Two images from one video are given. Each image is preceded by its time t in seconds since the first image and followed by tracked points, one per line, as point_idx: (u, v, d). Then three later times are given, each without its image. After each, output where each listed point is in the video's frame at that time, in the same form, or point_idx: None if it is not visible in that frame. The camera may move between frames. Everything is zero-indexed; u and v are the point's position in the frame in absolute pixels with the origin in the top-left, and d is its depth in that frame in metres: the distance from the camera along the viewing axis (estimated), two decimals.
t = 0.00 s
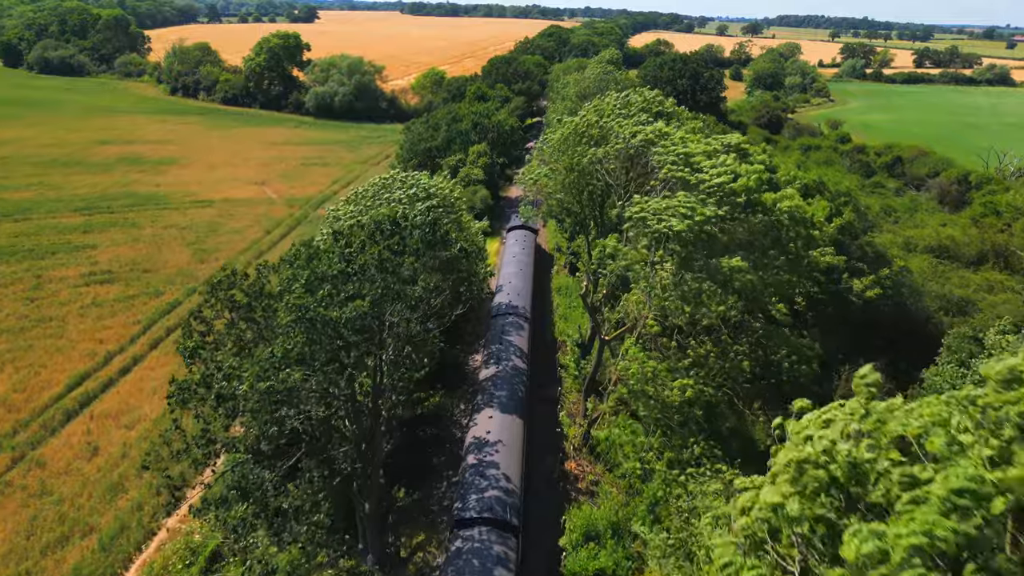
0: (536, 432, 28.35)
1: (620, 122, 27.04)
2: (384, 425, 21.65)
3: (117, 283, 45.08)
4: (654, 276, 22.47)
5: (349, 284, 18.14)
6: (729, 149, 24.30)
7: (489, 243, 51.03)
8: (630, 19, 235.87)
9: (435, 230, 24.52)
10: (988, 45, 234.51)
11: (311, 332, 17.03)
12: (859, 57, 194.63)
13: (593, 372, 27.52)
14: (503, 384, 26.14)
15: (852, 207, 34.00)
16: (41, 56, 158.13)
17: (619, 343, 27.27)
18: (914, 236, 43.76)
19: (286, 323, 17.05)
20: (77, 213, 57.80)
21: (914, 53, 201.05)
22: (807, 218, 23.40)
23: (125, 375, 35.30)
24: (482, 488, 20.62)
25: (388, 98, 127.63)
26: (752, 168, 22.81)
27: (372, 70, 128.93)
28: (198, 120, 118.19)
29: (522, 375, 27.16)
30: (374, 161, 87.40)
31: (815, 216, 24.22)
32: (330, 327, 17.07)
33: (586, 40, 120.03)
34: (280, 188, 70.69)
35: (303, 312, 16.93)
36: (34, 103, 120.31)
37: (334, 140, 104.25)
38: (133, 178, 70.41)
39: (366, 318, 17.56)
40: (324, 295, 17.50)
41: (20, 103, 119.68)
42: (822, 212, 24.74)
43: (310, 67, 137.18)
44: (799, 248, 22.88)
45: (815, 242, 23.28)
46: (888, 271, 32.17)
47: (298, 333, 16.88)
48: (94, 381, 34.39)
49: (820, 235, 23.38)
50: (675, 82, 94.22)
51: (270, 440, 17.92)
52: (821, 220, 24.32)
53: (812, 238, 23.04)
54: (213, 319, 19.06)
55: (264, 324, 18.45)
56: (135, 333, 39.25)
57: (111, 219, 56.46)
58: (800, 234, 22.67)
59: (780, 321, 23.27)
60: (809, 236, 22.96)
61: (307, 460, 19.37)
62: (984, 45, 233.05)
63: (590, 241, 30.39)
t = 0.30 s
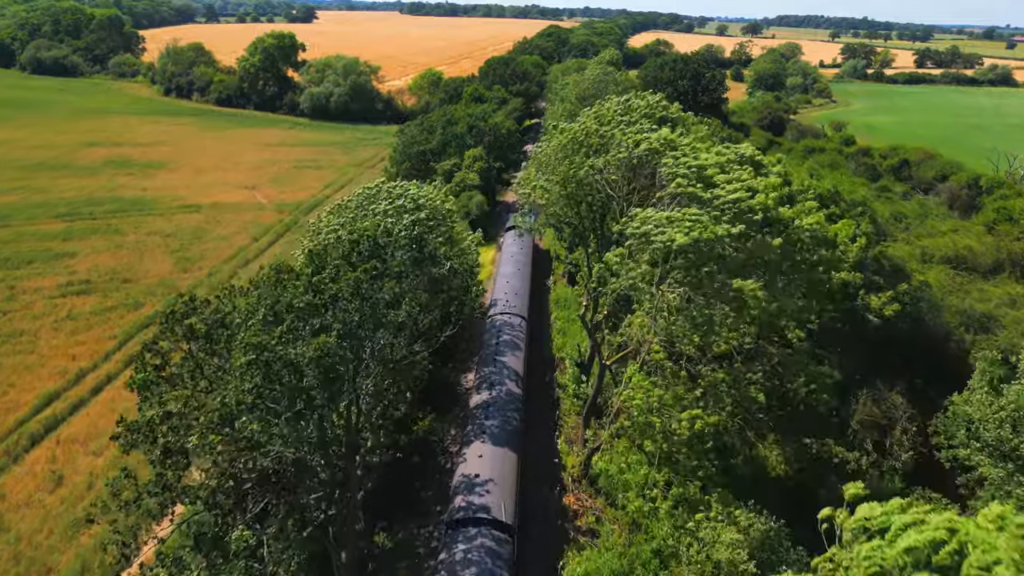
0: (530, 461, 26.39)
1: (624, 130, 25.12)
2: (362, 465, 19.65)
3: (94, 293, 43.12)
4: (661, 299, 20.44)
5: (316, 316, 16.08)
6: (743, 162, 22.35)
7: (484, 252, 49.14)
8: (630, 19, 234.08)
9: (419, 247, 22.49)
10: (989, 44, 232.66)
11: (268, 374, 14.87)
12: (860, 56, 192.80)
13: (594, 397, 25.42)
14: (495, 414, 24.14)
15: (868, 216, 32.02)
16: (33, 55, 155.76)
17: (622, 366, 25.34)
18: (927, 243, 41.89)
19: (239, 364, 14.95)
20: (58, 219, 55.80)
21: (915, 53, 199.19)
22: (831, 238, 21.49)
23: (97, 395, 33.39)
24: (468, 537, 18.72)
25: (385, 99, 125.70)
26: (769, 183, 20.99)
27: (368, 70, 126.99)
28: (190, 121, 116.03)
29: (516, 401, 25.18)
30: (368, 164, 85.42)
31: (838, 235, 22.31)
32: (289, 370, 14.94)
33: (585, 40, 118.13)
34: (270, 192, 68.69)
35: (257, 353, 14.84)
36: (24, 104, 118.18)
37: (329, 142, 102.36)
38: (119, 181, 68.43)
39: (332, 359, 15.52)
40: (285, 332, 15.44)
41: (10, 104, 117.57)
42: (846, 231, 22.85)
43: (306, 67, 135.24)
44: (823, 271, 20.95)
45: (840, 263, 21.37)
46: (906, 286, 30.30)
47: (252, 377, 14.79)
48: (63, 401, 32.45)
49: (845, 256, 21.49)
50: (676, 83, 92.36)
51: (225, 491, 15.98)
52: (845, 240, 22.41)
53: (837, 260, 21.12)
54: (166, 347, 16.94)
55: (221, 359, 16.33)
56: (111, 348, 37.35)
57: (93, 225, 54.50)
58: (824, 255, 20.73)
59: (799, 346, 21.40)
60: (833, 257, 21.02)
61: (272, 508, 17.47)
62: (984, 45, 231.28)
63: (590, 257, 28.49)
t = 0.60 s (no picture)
0: (524, 494, 24.52)
1: (630, 136, 23.25)
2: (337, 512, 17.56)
3: (71, 304, 41.24)
4: (669, 324, 18.57)
5: (274, 355, 14.12)
6: (759, 174, 20.59)
7: (480, 260, 47.34)
8: (630, 19, 232.07)
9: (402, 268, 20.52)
10: (991, 44, 230.72)
11: (216, 426, 12.87)
12: (862, 56, 191.04)
13: (593, 425, 23.47)
14: (487, 445, 22.23)
15: (886, 226, 30.06)
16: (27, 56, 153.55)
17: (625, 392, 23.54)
18: (944, 253, 39.85)
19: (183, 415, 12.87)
20: (39, 224, 53.91)
21: (917, 53, 197.22)
22: (857, 258, 19.58)
23: (67, 416, 31.47)
24: None
25: (382, 100, 123.83)
26: (789, 198, 19.20)
27: (365, 70, 125.05)
28: (184, 122, 114.10)
29: (510, 430, 23.30)
30: (363, 167, 83.52)
31: (865, 255, 20.36)
32: (242, 420, 12.94)
33: (585, 39, 116.27)
34: (261, 196, 66.81)
35: (204, 403, 12.74)
36: (15, 105, 116.13)
37: (324, 143, 100.55)
38: (106, 185, 66.57)
39: (293, 406, 13.57)
40: (238, 375, 13.37)
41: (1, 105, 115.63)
42: (875, 251, 20.88)
43: (302, 67, 133.36)
44: (849, 295, 19.05)
45: (868, 287, 19.48)
46: (928, 303, 28.38)
47: (198, 430, 12.75)
48: (29, 423, 30.56)
49: (875, 279, 19.56)
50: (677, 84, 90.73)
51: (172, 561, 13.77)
52: (873, 260, 20.47)
53: (865, 283, 19.20)
54: (104, 393, 14.75)
55: (169, 408, 14.26)
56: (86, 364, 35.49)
57: (75, 231, 52.69)
58: (849, 276, 18.83)
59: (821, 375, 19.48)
60: (859, 279, 19.13)
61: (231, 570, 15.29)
62: (987, 45, 229.38)
63: (591, 272, 26.59)
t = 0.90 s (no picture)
0: (522, 527, 22.79)
1: (637, 142, 21.39)
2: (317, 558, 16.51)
3: (49, 316, 39.39)
4: (680, 353, 16.93)
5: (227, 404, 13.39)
6: (780, 183, 18.71)
7: (476, 268, 45.51)
8: (631, 19, 230.06)
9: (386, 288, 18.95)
10: (996, 44, 228.56)
11: (166, 485, 12.19)
12: (865, 55, 188.88)
13: (595, 456, 21.53)
14: (481, 477, 20.58)
15: (909, 237, 28.19)
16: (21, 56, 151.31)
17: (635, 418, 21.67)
18: (963, 262, 37.93)
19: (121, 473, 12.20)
20: (22, 231, 52.01)
21: (921, 53, 195.16)
22: (892, 278, 17.65)
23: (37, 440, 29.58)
24: None
25: (380, 100, 121.97)
26: (814, 214, 17.37)
27: (363, 70, 123.19)
28: (179, 123, 112.22)
29: (507, 462, 21.47)
30: (360, 169, 81.65)
31: (900, 275, 18.43)
32: (193, 480, 12.26)
33: (586, 39, 114.35)
34: (254, 200, 64.95)
35: (142, 463, 12.07)
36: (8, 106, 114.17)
37: (321, 145, 98.78)
38: (94, 189, 64.73)
39: (250, 463, 12.81)
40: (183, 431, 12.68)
41: None
42: (909, 270, 18.94)
43: (299, 67, 131.52)
44: (884, 320, 17.12)
45: (906, 311, 17.48)
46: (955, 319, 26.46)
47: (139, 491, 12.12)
48: None
49: (913, 301, 17.56)
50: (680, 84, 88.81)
51: None
52: (908, 280, 18.48)
53: (903, 307, 17.19)
54: (40, 443, 13.41)
55: (112, 455, 13.23)
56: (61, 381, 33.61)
57: (59, 237, 50.86)
58: (884, 300, 16.85)
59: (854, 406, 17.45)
60: (895, 303, 17.13)
61: None
62: (990, 45, 227.56)
63: (593, 287, 24.74)
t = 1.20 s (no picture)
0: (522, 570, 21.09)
1: (648, 152, 19.66)
2: None
3: (28, 329, 37.69)
4: (703, 397, 14.96)
5: (172, 477, 12.73)
6: (807, 198, 16.94)
7: (476, 277, 43.67)
8: (634, 19, 228.02)
9: (370, 318, 17.44)
10: (1001, 44, 226.16)
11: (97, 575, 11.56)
12: (870, 55, 186.67)
13: (605, 495, 19.60)
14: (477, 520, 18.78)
15: (937, 250, 26.37)
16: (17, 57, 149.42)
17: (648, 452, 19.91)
18: (988, 274, 35.98)
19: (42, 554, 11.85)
20: (6, 237, 50.31)
21: (926, 52, 192.95)
22: (940, 306, 15.62)
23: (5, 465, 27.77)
24: None
25: (379, 101, 120.11)
26: (851, 233, 15.48)
27: (361, 70, 121.29)
28: (176, 125, 110.44)
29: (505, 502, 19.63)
30: (357, 172, 79.83)
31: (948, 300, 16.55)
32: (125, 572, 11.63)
33: (588, 39, 112.37)
34: (248, 205, 63.17)
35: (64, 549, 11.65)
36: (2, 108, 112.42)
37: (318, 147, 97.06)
38: (84, 193, 62.97)
39: (192, 548, 12.18)
40: (112, 511, 12.16)
41: None
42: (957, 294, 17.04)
43: (297, 68, 129.72)
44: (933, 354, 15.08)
45: (958, 342, 15.43)
46: (989, 338, 24.66)
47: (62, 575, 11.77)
48: None
49: (965, 331, 15.51)
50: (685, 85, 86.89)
51: None
52: (957, 306, 16.45)
53: (954, 339, 15.16)
54: None
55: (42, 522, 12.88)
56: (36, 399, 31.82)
57: (44, 245, 49.15)
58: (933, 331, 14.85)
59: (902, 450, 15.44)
60: (945, 335, 15.13)
61: None
62: (994, 44, 225.46)
63: (600, 306, 22.94)
